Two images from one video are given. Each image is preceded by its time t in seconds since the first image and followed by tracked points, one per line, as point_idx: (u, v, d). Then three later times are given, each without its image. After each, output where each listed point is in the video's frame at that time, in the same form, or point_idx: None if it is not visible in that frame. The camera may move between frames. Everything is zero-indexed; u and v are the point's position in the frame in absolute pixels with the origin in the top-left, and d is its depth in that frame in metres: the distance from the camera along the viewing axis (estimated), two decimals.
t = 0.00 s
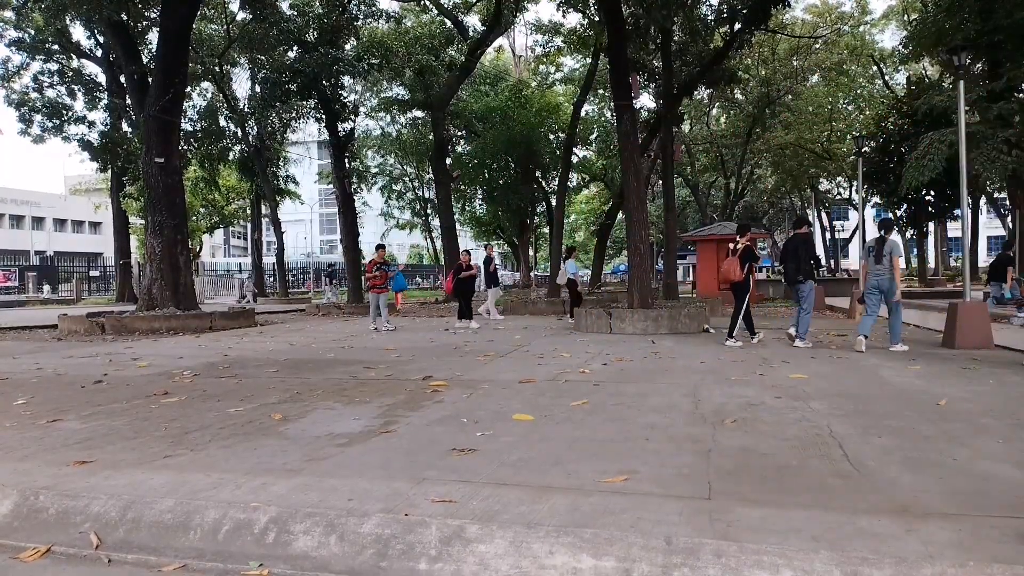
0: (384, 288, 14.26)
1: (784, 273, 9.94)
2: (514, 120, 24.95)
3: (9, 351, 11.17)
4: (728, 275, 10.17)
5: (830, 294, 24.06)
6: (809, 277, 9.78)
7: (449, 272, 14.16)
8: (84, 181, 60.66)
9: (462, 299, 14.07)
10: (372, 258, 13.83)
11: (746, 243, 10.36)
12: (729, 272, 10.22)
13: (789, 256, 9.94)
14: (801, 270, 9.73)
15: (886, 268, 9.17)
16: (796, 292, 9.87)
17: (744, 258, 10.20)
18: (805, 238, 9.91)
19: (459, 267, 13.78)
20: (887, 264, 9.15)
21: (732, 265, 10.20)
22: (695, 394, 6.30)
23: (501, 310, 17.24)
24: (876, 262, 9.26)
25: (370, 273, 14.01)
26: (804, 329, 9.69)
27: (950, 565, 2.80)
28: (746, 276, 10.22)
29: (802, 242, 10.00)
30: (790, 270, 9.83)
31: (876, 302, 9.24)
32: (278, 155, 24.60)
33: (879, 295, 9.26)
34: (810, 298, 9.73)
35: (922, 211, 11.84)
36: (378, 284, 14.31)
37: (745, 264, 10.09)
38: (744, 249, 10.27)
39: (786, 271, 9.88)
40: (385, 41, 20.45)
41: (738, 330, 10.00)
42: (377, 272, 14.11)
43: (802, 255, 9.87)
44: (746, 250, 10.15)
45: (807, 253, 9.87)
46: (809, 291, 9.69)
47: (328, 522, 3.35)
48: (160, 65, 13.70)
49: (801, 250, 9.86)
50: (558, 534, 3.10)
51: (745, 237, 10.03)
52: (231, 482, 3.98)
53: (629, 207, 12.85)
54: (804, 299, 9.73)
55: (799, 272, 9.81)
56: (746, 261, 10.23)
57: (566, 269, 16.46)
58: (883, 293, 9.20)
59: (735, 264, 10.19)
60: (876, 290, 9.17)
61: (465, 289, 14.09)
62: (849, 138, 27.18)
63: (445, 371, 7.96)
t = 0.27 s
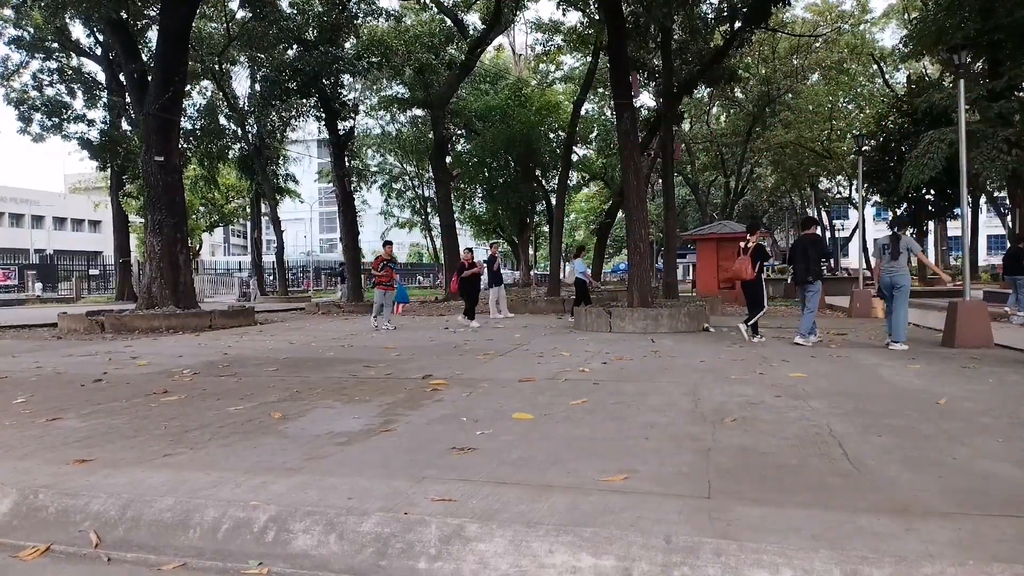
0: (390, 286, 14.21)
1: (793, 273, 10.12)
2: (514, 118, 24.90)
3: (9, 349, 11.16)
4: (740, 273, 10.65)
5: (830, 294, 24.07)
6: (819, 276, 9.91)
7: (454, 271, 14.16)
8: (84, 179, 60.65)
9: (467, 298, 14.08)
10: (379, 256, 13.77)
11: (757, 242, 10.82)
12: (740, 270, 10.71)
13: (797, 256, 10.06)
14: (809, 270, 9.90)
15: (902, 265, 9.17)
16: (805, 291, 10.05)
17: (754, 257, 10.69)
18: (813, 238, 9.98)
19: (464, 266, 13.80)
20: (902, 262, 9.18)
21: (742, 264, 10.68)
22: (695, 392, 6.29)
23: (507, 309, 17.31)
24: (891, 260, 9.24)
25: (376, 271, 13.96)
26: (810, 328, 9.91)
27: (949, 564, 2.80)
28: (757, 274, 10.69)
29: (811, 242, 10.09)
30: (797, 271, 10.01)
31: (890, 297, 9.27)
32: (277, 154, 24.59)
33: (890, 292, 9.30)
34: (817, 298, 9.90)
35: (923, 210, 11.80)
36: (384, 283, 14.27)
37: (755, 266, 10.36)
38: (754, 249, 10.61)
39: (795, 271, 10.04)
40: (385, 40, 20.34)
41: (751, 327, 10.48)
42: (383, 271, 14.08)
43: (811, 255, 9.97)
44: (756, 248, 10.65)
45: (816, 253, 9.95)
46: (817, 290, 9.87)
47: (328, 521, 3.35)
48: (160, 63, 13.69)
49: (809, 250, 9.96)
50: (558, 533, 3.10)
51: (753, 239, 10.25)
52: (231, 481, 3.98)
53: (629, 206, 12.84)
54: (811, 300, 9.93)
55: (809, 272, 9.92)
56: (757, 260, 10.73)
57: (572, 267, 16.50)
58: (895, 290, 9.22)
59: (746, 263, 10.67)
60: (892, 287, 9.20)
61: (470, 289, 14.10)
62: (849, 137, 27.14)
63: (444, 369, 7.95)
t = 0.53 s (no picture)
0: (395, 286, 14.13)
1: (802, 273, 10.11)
2: (514, 119, 24.86)
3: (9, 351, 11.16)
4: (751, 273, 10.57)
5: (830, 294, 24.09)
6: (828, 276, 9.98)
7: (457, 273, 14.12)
8: (84, 180, 60.67)
9: (470, 299, 14.04)
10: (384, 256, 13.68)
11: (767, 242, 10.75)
12: (751, 270, 10.61)
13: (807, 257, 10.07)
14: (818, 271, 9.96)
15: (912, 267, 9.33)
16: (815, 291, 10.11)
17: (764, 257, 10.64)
18: (820, 238, 9.99)
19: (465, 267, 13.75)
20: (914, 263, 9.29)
21: (753, 263, 10.59)
22: (695, 394, 6.29)
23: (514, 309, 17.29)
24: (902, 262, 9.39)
25: (381, 271, 13.88)
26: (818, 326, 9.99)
27: (949, 565, 2.80)
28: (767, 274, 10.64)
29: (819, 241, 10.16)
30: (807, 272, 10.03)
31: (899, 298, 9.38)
32: (277, 155, 24.60)
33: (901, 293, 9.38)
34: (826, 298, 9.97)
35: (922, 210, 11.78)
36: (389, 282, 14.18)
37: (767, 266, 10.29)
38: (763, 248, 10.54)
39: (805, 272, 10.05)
40: (385, 41, 20.36)
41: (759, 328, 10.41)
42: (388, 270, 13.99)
43: (819, 256, 10.01)
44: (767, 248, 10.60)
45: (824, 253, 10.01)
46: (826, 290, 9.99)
47: (328, 522, 3.35)
48: (160, 64, 13.70)
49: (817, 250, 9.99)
50: (558, 534, 3.10)
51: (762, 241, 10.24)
52: (230, 482, 3.97)
53: (629, 207, 12.85)
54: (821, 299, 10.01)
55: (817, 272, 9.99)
56: (767, 259, 10.67)
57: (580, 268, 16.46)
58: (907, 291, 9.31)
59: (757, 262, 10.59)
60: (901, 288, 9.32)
61: (472, 291, 14.07)
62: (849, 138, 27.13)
63: (444, 370, 7.96)
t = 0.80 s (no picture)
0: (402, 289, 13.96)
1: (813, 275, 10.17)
2: (514, 119, 24.85)
3: (9, 351, 11.17)
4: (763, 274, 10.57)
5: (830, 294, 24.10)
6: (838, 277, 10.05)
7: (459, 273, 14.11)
8: (84, 181, 60.66)
9: (472, 300, 14.04)
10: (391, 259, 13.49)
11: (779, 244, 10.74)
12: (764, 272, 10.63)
13: (817, 259, 10.12)
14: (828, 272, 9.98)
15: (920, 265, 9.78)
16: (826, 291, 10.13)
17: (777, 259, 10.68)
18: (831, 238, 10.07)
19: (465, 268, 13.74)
20: (922, 261, 9.83)
21: (767, 265, 10.63)
22: (694, 394, 6.29)
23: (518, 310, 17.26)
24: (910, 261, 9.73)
25: (388, 274, 13.70)
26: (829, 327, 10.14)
27: (949, 565, 2.80)
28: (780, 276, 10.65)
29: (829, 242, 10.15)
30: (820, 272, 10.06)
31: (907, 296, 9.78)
32: (277, 156, 24.62)
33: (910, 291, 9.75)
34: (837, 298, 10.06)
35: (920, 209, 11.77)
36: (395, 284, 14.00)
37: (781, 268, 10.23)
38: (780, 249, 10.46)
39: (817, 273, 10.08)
40: (385, 42, 20.31)
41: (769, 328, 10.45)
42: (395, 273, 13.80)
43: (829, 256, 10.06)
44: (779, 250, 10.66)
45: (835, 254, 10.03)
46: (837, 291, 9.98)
47: (327, 522, 3.35)
48: (160, 65, 13.71)
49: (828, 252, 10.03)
50: (558, 534, 3.10)
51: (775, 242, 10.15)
52: (230, 482, 3.98)
53: (629, 207, 12.84)
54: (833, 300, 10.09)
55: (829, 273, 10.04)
56: (780, 261, 10.68)
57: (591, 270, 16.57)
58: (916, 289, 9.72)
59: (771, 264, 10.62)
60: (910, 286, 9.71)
61: (474, 292, 14.07)
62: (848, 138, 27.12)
63: (444, 371, 7.96)
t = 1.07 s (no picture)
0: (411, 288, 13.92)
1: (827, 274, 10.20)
2: (513, 119, 24.86)
3: (8, 351, 11.16)
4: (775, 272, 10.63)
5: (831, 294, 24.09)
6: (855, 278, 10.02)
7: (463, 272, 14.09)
8: (84, 180, 60.66)
9: (475, 299, 14.03)
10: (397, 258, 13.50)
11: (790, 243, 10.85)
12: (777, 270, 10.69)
13: (833, 260, 10.11)
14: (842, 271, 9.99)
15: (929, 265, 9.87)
16: (841, 292, 10.14)
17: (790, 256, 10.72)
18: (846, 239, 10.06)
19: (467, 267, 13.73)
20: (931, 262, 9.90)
21: (779, 263, 10.68)
22: (694, 394, 6.29)
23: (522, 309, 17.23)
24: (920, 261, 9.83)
25: (395, 274, 13.68)
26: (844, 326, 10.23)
27: (948, 565, 2.79)
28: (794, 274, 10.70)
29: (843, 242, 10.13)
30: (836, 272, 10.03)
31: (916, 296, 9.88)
32: (278, 155, 24.62)
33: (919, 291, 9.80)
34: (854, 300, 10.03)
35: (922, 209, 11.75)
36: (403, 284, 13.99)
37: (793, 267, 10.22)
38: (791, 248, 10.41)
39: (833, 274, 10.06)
40: (384, 41, 20.30)
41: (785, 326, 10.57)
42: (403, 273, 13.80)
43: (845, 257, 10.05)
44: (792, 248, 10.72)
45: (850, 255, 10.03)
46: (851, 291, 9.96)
47: (326, 523, 3.35)
48: (159, 64, 13.70)
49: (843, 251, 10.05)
50: (557, 534, 3.09)
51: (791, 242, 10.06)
52: (229, 483, 3.97)
53: (629, 207, 12.84)
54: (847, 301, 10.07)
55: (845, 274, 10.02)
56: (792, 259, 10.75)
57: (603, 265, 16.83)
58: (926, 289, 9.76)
59: (783, 262, 10.67)
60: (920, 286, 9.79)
61: (477, 291, 14.05)
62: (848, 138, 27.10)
63: (444, 371, 7.96)
